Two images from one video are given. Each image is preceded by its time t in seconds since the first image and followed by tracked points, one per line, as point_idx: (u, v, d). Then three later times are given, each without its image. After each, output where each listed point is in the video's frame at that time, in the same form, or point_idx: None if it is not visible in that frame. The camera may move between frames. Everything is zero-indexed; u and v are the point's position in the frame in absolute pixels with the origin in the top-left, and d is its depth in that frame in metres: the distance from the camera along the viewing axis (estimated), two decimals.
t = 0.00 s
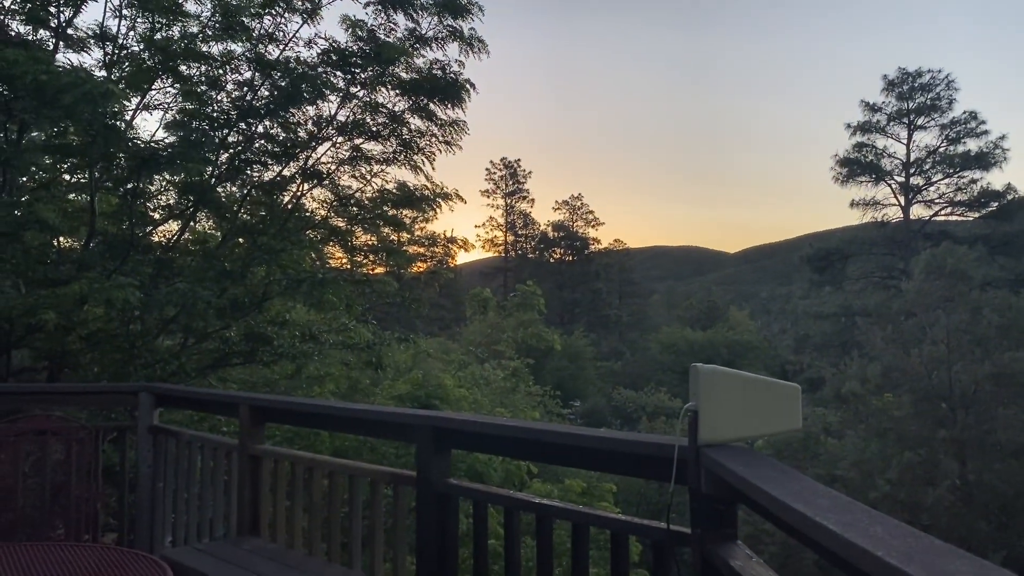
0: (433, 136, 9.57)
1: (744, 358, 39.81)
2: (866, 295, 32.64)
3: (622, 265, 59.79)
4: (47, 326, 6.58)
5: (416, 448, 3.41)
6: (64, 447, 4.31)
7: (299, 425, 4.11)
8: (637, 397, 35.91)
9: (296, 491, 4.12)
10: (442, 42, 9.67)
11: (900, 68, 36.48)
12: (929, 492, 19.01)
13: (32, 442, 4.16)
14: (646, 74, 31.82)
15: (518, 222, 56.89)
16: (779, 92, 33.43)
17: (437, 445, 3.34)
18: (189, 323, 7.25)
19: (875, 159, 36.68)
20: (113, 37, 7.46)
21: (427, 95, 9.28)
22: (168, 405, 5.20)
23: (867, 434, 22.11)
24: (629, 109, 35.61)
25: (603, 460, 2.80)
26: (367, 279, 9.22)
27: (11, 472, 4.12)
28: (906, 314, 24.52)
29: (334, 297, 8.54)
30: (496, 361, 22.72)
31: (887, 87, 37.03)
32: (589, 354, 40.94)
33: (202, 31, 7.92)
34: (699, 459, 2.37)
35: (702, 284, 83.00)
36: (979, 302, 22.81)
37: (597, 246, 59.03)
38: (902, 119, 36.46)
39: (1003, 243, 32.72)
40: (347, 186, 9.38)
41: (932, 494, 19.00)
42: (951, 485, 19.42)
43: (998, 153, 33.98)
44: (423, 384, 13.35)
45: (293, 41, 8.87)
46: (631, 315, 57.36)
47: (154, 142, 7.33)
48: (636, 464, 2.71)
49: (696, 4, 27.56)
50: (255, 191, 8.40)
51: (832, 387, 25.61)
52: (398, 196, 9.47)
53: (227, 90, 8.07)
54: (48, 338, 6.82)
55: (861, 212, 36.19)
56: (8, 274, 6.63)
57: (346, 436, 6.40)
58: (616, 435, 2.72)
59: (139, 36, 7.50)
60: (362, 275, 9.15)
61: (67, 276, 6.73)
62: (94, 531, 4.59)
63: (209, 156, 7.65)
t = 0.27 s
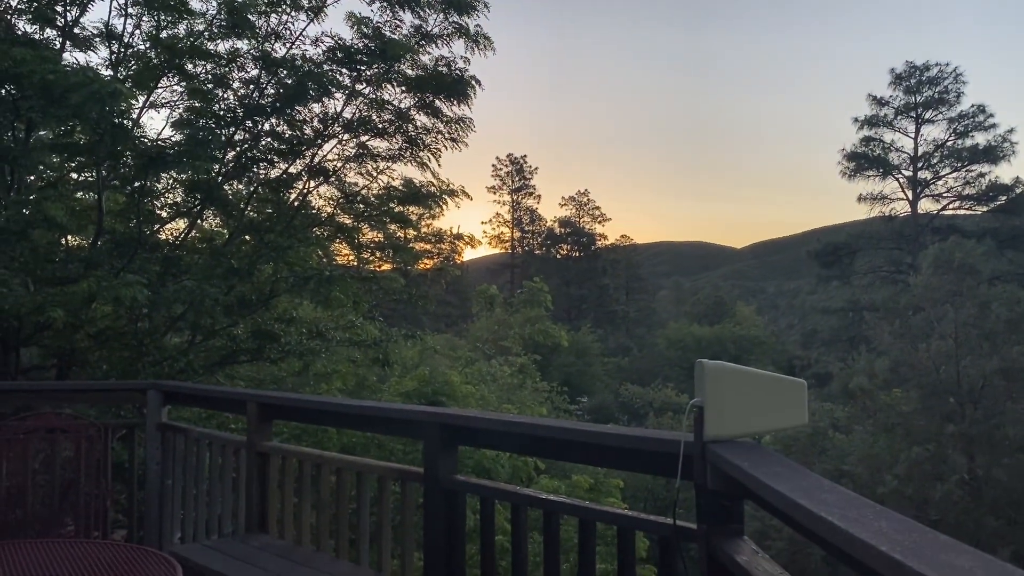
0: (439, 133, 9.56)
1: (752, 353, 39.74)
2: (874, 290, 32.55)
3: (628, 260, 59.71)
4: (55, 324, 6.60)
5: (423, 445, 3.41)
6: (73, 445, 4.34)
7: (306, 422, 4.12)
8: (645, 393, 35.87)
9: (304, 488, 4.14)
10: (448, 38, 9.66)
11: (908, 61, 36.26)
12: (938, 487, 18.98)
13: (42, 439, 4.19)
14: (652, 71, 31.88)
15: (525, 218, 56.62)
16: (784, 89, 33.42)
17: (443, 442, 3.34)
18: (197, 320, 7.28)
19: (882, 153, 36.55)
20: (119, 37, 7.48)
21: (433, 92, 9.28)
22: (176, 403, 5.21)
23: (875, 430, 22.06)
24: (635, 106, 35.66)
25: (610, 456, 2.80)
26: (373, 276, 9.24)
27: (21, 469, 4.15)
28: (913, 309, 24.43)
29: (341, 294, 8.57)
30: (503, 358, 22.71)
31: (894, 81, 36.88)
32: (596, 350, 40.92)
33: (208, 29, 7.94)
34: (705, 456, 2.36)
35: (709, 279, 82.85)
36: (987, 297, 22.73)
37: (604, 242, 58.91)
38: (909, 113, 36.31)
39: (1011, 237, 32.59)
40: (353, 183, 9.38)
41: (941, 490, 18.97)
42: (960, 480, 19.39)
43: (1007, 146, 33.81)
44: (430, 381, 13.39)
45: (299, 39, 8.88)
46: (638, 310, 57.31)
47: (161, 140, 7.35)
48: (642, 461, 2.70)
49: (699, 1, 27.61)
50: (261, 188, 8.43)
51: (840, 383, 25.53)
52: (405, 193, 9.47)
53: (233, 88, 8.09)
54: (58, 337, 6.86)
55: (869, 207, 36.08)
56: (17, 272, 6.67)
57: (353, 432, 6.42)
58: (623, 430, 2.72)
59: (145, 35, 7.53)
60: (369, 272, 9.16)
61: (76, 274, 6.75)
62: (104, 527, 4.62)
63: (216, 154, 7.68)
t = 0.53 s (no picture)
0: (442, 132, 9.57)
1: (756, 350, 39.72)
2: (878, 287, 32.50)
3: (632, 258, 59.68)
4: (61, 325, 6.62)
5: (426, 444, 3.42)
6: (79, 445, 4.35)
7: (311, 421, 4.14)
8: (649, 391, 35.90)
9: (309, 487, 4.15)
10: (451, 38, 9.67)
11: (912, 57, 36.08)
12: (943, 483, 18.97)
13: (48, 440, 4.22)
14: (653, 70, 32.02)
15: (528, 216, 56.57)
16: (787, 87, 33.53)
17: (447, 441, 3.35)
18: (201, 320, 7.30)
19: (886, 150, 36.48)
20: (122, 38, 7.52)
21: (436, 91, 9.29)
22: (181, 403, 5.23)
23: (880, 426, 22.06)
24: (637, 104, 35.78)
25: (611, 453, 2.80)
26: (377, 275, 9.26)
27: (28, 469, 4.17)
28: (918, 305, 24.37)
29: (345, 293, 8.61)
30: (507, 356, 22.73)
31: (897, 77, 36.69)
32: (600, 348, 40.93)
33: (211, 30, 7.98)
34: (706, 454, 2.36)
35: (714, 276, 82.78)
36: (991, 293, 22.67)
37: (607, 240, 58.84)
38: (913, 109, 36.19)
39: (1016, 232, 32.50)
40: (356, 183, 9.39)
41: (946, 486, 18.96)
42: (965, 476, 19.38)
43: (1011, 142, 33.69)
44: (434, 379, 13.43)
45: (302, 39, 8.91)
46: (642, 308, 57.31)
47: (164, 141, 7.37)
48: (644, 459, 2.71)
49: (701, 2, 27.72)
50: (265, 188, 8.46)
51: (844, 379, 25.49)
52: (408, 192, 9.47)
53: (236, 88, 8.12)
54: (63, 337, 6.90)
55: (873, 203, 36.02)
56: (23, 273, 6.74)
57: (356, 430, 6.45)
58: (626, 428, 2.72)
59: (148, 36, 7.57)
60: (372, 271, 9.17)
61: (80, 275, 6.78)
62: (109, 527, 4.64)
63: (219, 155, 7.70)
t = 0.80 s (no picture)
0: (442, 133, 9.58)
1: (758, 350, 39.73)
2: (879, 285, 32.49)
3: (634, 258, 59.69)
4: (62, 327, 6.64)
5: (426, 444, 3.43)
6: (80, 446, 4.37)
7: (311, 422, 4.14)
8: (650, 390, 35.91)
9: (309, 487, 4.17)
10: (450, 38, 9.68)
11: (909, 56, 35.79)
12: (945, 482, 18.97)
13: (49, 441, 4.24)
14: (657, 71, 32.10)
15: (529, 217, 56.68)
16: (792, 87, 33.56)
17: (448, 440, 3.35)
18: (202, 321, 7.32)
19: (887, 148, 36.43)
20: (121, 40, 7.54)
21: (436, 92, 9.29)
22: (182, 405, 5.24)
23: (881, 424, 22.05)
24: (641, 105, 35.85)
25: (611, 453, 2.80)
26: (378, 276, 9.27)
27: (29, 471, 4.19)
28: (919, 304, 24.35)
29: (346, 294, 8.62)
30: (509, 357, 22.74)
31: (897, 75, 36.46)
32: (601, 348, 40.94)
33: (210, 32, 7.99)
34: (705, 452, 2.35)
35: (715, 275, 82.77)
36: (992, 291, 22.65)
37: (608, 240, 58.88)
38: (913, 108, 36.09)
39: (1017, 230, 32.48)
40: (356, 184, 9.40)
41: (948, 484, 18.96)
42: (967, 474, 19.38)
43: (1011, 139, 33.60)
44: (435, 380, 13.46)
45: (302, 40, 8.92)
46: (643, 308, 57.31)
47: (164, 143, 7.37)
48: (644, 456, 2.71)
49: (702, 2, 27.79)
50: (265, 189, 8.47)
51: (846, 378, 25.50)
52: (408, 193, 9.48)
53: (236, 89, 8.13)
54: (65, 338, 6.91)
55: (874, 202, 35.99)
56: (25, 276, 6.75)
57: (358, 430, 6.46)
58: (626, 426, 2.72)
59: (147, 38, 7.59)
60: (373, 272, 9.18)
61: (81, 276, 6.80)
62: (111, 528, 4.64)
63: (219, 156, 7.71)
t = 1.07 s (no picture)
0: (441, 135, 9.59)
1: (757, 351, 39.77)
2: (879, 286, 32.51)
3: (633, 259, 59.70)
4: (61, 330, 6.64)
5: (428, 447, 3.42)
6: (80, 450, 4.36)
7: (310, 425, 4.14)
8: (650, 392, 35.94)
9: (309, 490, 4.16)
10: (449, 40, 9.69)
11: (909, 56, 35.93)
12: (945, 482, 18.98)
13: (50, 444, 4.24)
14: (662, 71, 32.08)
15: (529, 219, 56.69)
16: (793, 89, 33.63)
17: (448, 443, 3.35)
18: (201, 325, 7.32)
19: (886, 149, 36.51)
20: (120, 44, 7.55)
21: (434, 94, 9.30)
22: (182, 408, 5.23)
23: (881, 425, 22.08)
24: (645, 106, 35.81)
25: (612, 454, 2.80)
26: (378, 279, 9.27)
27: (27, 474, 4.16)
28: (918, 304, 24.36)
29: (345, 298, 8.63)
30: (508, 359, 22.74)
31: (896, 76, 36.62)
32: (601, 349, 40.95)
33: (208, 34, 8.00)
34: (706, 452, 2.35)
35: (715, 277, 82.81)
36: (991, 291, 22.65)
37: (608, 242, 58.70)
38: (912, 108, 36.17)
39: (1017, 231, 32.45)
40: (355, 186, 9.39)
41: (948, 484, 18.97)
42: (967, 474, 19.40)
43: (1009, 140, 33.65)
44: (435, 382, 13.50)
45: (300, 43, 8.93)
46: (643, 309, 57.36)
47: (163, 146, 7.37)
48: (646, 458, 2.70)
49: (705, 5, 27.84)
50: (264, 193, 8.45)
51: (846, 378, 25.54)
52: (407, 195, 9.48)
53: (234, 93, 8.15)
54: (63, 342, 6.93)
55: (873, 202, 36.05)
56: (24, 280, 6.75)
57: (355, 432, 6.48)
58: (626, 426, 2.71)
59: (146, 42, 7.60)
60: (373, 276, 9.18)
61: (81, 280, 6.80)
62: (110, 532, 4.63)
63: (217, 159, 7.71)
